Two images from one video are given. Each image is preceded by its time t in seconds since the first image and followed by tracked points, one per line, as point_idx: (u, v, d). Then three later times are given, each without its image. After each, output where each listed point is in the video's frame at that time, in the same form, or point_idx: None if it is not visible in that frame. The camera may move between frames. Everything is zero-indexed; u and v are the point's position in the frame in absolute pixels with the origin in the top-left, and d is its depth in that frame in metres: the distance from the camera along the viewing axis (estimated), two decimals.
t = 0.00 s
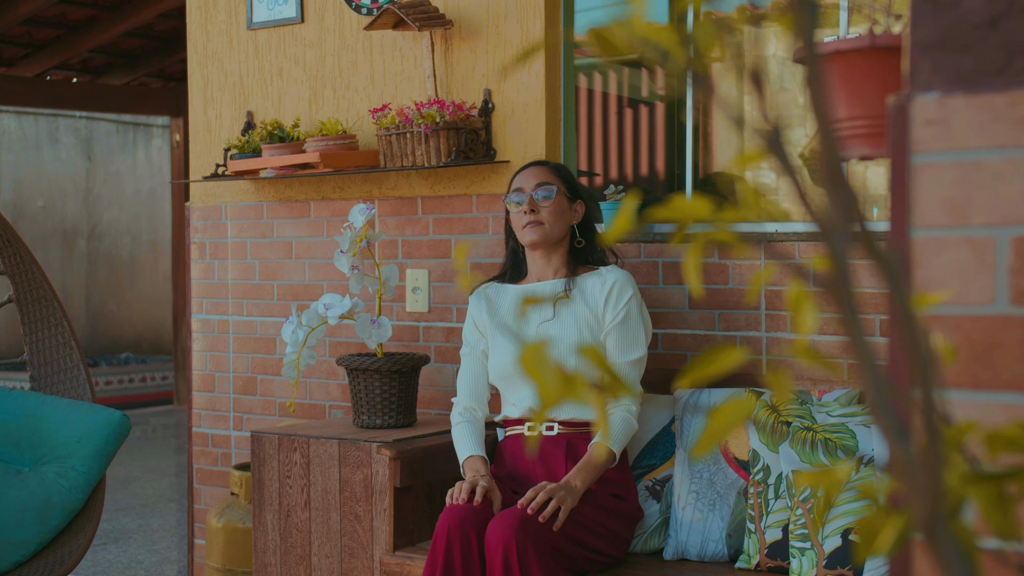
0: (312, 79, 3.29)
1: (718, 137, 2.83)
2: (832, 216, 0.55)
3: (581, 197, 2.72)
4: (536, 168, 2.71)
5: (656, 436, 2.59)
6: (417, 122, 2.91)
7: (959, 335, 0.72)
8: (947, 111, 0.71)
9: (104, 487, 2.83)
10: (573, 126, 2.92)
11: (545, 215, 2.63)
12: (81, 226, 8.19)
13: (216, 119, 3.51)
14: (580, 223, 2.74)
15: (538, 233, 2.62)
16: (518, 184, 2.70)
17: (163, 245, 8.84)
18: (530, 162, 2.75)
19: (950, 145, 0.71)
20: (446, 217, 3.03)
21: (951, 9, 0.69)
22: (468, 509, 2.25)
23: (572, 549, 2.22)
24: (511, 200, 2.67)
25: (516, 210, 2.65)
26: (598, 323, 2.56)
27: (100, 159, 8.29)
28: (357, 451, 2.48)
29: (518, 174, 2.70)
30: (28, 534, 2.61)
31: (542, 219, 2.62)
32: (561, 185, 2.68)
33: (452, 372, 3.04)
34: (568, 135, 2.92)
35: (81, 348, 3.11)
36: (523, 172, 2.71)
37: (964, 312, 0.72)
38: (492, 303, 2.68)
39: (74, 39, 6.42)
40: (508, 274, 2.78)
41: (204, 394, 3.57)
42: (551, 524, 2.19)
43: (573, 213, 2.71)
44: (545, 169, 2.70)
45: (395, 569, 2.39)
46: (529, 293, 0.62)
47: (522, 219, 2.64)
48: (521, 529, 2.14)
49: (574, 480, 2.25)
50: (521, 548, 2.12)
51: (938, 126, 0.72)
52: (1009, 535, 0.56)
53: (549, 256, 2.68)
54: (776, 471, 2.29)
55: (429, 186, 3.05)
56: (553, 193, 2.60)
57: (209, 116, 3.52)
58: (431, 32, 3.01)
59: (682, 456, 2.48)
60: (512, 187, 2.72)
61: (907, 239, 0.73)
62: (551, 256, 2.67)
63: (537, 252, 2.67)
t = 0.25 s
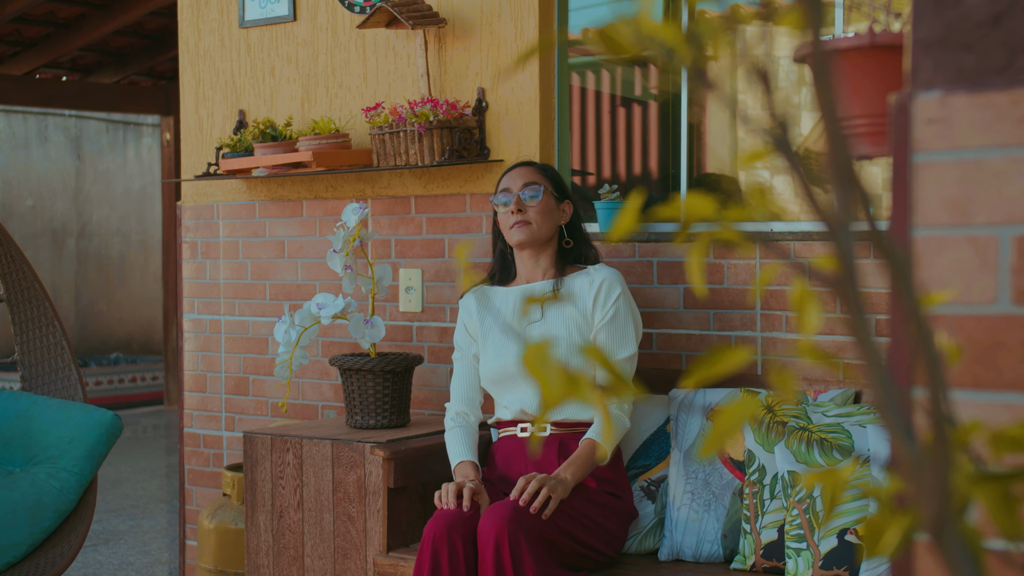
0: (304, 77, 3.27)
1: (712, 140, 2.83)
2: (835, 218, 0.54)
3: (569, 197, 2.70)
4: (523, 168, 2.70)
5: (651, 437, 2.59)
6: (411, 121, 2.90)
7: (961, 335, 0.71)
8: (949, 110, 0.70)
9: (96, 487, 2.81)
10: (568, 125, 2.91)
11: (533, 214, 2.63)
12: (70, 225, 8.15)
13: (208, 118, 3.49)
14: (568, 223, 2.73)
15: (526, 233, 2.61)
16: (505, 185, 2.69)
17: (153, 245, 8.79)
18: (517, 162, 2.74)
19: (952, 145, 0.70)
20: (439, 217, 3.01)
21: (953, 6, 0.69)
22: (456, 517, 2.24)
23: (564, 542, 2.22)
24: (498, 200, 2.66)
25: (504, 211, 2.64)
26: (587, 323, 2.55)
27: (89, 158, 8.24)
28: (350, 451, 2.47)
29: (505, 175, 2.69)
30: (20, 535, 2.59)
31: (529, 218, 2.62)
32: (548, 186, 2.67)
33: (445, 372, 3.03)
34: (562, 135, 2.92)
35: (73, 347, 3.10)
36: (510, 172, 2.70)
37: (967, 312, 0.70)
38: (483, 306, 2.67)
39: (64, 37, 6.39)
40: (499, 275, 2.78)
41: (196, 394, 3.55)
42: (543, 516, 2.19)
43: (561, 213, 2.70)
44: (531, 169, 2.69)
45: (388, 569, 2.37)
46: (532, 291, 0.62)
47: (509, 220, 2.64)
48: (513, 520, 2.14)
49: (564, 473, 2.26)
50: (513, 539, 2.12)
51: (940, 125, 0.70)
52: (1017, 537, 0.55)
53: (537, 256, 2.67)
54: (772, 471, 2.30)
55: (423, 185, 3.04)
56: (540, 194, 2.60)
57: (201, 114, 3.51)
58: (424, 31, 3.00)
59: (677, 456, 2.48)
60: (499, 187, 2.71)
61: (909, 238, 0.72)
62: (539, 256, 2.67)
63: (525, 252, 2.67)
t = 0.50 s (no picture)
0: (297, 76, 3.26)
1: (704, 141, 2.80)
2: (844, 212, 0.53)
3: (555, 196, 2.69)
4: (509, 167, 2.69)
5: (646, 437, 2.59)
6: (404, 120, 2.90)
7: (963, 335, 0.69)
8: (952, 108, 0.68)
9: (87, 488, 2.79)
10: (562, 124, 2.92)
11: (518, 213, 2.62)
12: (60, 225, 8.11)
13: (200, 117, 3.47)
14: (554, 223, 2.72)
15: (511, 231, 2.60)
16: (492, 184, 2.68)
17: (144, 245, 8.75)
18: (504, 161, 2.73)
19: (955, 143, 0.68)
20: (432, 216, 3.00)
21: (956, 5, 0.67)
22: (445, 516, 2.24)
23: (562, 544, 2.21)
24: (484, 199, 2.65)
25: (490, 210, 2.63)
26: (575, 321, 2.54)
27: (79, 157, 8.20)
28: (343, 452, 2.46)
29: (492, 173, 2.67)
30: (12, 536, 2.56)
31: (514, 217, 2.61)
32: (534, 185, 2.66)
33: (439, 372, 3.02)
34: (557, 133, 2.92)
35: (64, 347, 3.08)
36: (496, 170, 2.69)
37: (970, 312, 0.69)
38: (474, 308, 2.67)
39: (54, 35, 6.35)
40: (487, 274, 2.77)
41: (188, 395, 3.53)
42: (540, 517, 2.18)
43: (548, 212, 2.69)
44: (518, 168, 2.68)
45: (382, 571, 2.36)
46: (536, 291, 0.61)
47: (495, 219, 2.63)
48: (510, 520, 2.13)
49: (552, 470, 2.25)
50: (512, 539, 2.12)
51: (942, 123, 0.69)
52: None
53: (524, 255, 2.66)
54: (768, 471, 2.29)
55: (416, 185, 3.03)
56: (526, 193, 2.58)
57: (193, 113, 3.49)
58: (418, 29, 2.99)
59: (673, 456, 2.48)
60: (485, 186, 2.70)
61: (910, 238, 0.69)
62: (526, 256, 2.66)
63: (512, 251, 2.66)
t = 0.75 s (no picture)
0: (289, 74, 3.24)
1: (698, 139, 2.80)
2: (851, 209, 0.52)
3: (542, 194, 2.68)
4: (496, 165, 2.68)
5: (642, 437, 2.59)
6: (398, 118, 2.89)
7: (967, 335, 0.68)
8: (955, 106, 0.67)
9: (79, 489, 2.77)
10: (557, 124, 2.92)
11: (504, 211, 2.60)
12: (49, 224, 8.07)
13: (192, 115, 3.45)
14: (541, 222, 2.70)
15: (497, 229, 2.58)
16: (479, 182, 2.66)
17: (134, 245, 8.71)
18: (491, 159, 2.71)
19: (958, 141, 0.67)
20: (426, 215, 2.99)
21: (957, 2, 0.66)
22: (434, 516, 2.23)
23: (558, 551, 2.19)
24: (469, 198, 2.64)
25: (477, 210, 2.61)
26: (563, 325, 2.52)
27: (69, 156, 8.16)
28: (337, 452, 2.45)
29: (478, 171, 2.66)
30: (3, 537, 2.54)
31: (500, 215, 2.59)
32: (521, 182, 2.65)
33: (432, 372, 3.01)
34: (551, 132, 2.92)
35: (56, 347, 3.06)
36: (483, 168, 2.68)
37: (974, 312, 0.68)
38: (462, 309, 2.65)
39: (43, 34, 6.31)
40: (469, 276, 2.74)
41: (180, 395, 3.51)
42: (537, 524, 2.16)
43: (536, 210, 2.67)
44: (505, 167, 2.67)
45: (376, 572, 2.34)
46: (539, 289, 0.60)
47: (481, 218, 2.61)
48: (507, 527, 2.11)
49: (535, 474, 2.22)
50: (509, 545, 2.09)
51: (945, 121, 0.68)
52: None
53: (510, 255, 2.64)
54: (763, 471, 2.29)
55: (410, 183, 3.02)
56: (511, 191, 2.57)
57: (185, 112, 3.47)
58: (412, 27, 2.99)
59: (669, 457, 2.49)
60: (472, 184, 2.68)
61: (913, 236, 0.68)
62: (512, 254, 2.63)
63: (499, 251, 2.63)
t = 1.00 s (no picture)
0: (283, 72, 3.23)
1: (693, 137, 2.80)
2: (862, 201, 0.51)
3: (531, 193, 2.68)
4: (484, 164, 2.66)
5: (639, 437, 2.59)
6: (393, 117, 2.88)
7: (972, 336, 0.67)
8: (960, 103, 0.66)
9: (72, 490, 2.76)
10: (552, 124, 2.94)
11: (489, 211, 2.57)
12: (40, 224, 8.03)
13: (185, 114, 3.43)
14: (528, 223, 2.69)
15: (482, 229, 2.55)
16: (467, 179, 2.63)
17: (125, 244, 8.67)
18: (478, 159, 2.70)
19: (964, 138, 0.65)
20: (421, 214, 2.98)
21: None
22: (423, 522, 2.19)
23: (556, 554, 2.17)
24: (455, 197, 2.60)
25: (464, 210, 2.59)
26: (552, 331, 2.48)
27: (60, 155, 8.12)
28: (332, 453, 2.44)
29: (466, 169, 2.64)
30: None
31: (486, 214, 2.57)
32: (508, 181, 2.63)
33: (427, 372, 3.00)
34: (546, 133, 2.94)
35: (48, 347, 3.04)
36: (471, 167, 2.66)
37: (980, 312, 0.66)
38: (452, 311, 2.61)
39: (34, 32, 6.26)
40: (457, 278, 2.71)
41: (173, 395, 3.50)
42: (535, 527, 2.14)
43: (524, 209, 2.67)
44: (493, 166, 2.65)
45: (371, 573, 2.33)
46: (545, 289, 0.60)
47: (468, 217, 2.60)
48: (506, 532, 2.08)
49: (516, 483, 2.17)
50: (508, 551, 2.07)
51: (950, 119, 0.66)
52: None
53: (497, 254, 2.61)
54: (761, 471, 2.29)
55: (404, 182, 3.01)
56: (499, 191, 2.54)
57: (178, 111, 3.45)
58: (407, 26, 2.99)
59: (666, 457, 2.48)
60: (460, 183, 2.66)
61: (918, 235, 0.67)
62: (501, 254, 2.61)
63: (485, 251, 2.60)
